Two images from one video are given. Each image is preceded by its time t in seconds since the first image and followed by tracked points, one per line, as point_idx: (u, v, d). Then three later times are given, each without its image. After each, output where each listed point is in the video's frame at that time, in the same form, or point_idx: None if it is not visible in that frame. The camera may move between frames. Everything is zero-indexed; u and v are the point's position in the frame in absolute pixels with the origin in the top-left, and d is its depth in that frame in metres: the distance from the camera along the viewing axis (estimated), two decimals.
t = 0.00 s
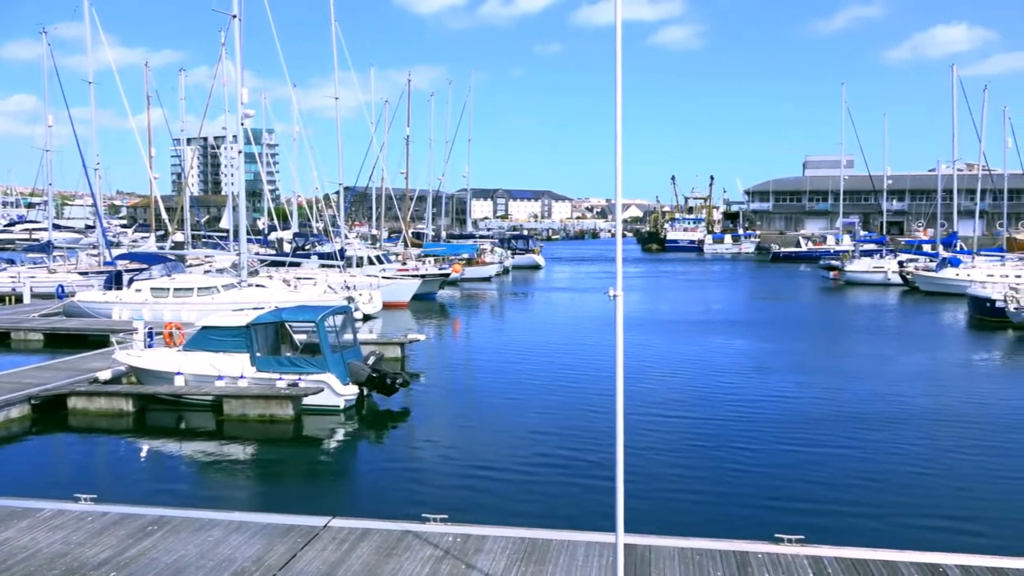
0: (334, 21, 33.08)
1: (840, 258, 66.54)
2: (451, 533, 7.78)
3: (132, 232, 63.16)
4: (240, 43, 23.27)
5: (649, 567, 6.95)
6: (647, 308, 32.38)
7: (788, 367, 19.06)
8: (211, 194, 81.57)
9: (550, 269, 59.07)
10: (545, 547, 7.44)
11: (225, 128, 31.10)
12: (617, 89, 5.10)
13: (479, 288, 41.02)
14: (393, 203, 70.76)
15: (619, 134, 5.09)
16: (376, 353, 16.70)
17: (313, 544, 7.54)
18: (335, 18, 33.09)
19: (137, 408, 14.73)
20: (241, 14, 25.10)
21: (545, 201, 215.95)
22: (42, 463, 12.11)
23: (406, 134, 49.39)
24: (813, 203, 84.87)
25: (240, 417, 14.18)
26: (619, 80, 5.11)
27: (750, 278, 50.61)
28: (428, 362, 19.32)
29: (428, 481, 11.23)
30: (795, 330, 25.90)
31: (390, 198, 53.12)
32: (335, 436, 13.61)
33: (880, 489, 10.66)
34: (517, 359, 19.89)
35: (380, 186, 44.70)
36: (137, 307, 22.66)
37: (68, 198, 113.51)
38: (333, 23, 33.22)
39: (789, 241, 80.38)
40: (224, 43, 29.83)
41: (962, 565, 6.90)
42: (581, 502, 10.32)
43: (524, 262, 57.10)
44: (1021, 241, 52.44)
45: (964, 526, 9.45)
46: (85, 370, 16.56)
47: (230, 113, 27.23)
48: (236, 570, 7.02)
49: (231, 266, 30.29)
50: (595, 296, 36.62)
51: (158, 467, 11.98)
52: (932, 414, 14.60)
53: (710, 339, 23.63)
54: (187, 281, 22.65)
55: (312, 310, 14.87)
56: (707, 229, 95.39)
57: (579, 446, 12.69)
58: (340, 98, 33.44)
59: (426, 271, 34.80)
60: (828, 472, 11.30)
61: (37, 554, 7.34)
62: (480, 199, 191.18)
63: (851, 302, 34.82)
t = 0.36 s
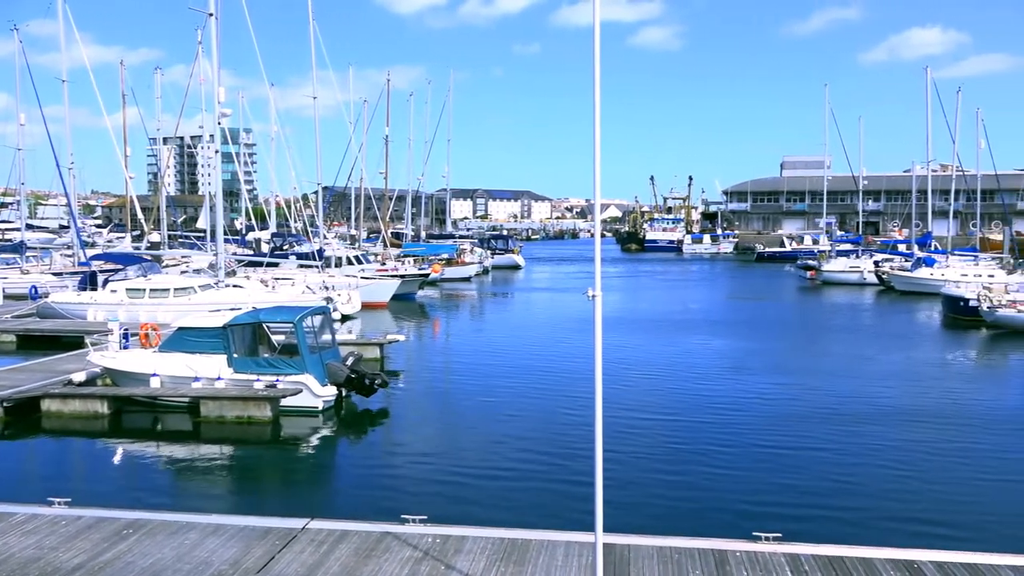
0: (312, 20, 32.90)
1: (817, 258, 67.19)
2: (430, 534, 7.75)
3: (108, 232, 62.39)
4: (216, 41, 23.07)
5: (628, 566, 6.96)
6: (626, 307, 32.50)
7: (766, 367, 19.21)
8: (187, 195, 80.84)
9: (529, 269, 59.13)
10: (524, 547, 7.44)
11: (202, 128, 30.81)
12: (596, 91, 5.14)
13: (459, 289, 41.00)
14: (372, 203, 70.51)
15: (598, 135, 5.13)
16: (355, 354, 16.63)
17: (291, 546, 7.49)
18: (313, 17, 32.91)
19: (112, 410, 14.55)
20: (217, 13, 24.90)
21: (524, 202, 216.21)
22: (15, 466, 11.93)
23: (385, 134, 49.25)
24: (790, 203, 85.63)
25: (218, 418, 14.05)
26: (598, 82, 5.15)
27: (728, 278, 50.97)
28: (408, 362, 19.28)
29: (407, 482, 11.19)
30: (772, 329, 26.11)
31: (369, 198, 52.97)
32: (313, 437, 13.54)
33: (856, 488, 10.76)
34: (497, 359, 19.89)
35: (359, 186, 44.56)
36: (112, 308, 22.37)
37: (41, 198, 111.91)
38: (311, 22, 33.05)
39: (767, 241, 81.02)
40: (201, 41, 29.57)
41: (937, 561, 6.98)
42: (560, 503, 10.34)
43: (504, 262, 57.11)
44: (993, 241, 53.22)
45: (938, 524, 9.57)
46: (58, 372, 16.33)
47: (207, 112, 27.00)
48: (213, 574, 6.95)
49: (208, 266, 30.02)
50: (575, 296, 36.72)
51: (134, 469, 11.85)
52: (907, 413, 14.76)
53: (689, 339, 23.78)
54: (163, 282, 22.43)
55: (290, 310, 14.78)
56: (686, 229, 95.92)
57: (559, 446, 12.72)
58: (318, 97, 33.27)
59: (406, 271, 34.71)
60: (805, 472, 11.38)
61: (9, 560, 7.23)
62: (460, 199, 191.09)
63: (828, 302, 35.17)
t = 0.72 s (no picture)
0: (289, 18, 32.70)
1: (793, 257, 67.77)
2: (410, 535, 7.73)
3: (82, 232, 61.56)
4: (192, 40, 22.86)
5: (607, 565, 6.99)
6: (605, 307, 32.59)
7: (744, 366, 19.34)
8: (163, 194, 80.00)
9: (508, 269, 59.13)
10: (503, 546, 7.44)
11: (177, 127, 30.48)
12: (574, 90, 5.15)
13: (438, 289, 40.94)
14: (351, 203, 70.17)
15: (576, 134, 5.14)
16: (333, 354, 16.55)
17: (269, 549, 7.43)
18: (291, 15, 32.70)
19: (87, 412, 14.37)
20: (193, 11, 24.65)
21: (503, 201, 216.25)
22: None
23: (364, 134, 49.05)
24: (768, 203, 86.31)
25: (194, 420, 13.92)
26: (576, 81, 5.15)
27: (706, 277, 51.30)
28: (387, 363, 19.21)
29: (387, 484, 11.15)
30: (750, 328, 26.30)
31: (347, 197, 52.65)
32: (291, 438, 13.46)
33: (833, 487, 10.87)
34: (476, 359, 19.88)
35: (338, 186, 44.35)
36: (86, 309, 22.08)
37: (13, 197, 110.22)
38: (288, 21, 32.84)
39: (746, 240, 81.60)
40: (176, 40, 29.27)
41: (911, 557, 7.07)
42: (540, 503, 10.34)
43: (483, 262, 57.09)
44: (966, 240, 53.96)
45: (913, 522, 9.69)
46: (31, 375, 16.10)
47: (182, 111, 26.75)
48: None
49: (184, 267, 29.74)
50: (554, 296, 36.79)
51: (110, 472, 11.71)
52: (881, 411, 14.94)
53: (667, 338, 23.90)
54: (138, 282, 22.18)
55: (268, 311, 14.68)
56: (664, 229, 96.40)
57: (538, 446, 12.72)
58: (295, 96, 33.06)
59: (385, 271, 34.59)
60: (782, 471, 11.48)
61: None
62: (439, 199, 190.75)
63: (804, 301, 35.51)
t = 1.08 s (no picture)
0: (267, 17, 32.48)
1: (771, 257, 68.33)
2: (388, 535, 7.70)
3: (55, 232, 60.68)
4: (168, 37, 22.62)
5: (585, 565, 6.99)
6: (583, 307, 32.66)
7: (721, 366, 19.45)
8: (138, 194, 79.11)
9: (487, 269, 59.09)
10: (482, 547, 7.42)
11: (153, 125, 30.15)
12: (553, 89, 5.16)
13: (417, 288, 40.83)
14: (329, 203, 69.79)
15: (555, 134, 5.16)
16: (310, 355, 16.44)
17: (245, 551, 7.36)
18: (268, 13, 32.48)
19: (60, 414, 14.19)
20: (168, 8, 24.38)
21: (483, 202, 216.21)
22: None
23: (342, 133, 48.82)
24: (745, 203, 86.94)
25: (170, 421, 13.77)
26: (554, 81, 5.16)
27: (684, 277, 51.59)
28: (365, 363, 19.11)
29: (364, 484, 11.11)
30: (727, 328, 26.46)
31: (325, 197, 52.33)
32: (268, 440, 13.35)
33: (809, 486, 10.97)
34: (454, 359, 19.83)
35: (316, 186, 44.12)
36: (60, 309, 21.75)
37: None
38: (266, 19, 32.61)
39: (724, 240, 82.15)
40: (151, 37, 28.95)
41: (886, 554, 7.14)
42: (520, 504, 10.34)
43: (462, 261, 57.02)
44: (939, 240, 54.68)
45: (887, 520, 9.80)
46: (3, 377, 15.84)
47: (158, 110, 26.47)
48: None
49: (160, 267, 29.42)
50: (533, 296, 36.84)
51: (83, 475, 11.56)
52: (856, 411, 15.09)
53: (645, 338, 24.00)
54: (113, 283, 21.92)
55: (244, 311, 14.57)
56: (643, 229, 96.84)
57: (516, 447, 12.72)
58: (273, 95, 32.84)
59: (363, 271, 34.43)
60: (759, 471, 11.56)
61: None
62: (418, 199, 190.28)
63: (781, 300, 35.83)
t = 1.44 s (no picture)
0: (244, 14, 32.22)
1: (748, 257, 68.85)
2: (366, 537, 7.66)
3: (27, 231, 59.72)
4: (143, 33, 22.36)
5: (564, 564, 7.00)
6: (562, 307, 32.71)
7: (699, 366, 19.55)
8: (112, 193, 78.03)
9: (466, 269, 59.00)
10: (460, 547, 7.41)
11: (128, 123, 29.75)
12: (531, 89, 5.16)
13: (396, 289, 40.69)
14: (307, 202, 69.34)
15: (533, 134, 5.16)
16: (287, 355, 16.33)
17: (220, 554, 7.29)
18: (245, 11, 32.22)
19: (32, 415, 13.98)
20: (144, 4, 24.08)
21: (461, 202, 215.94)
22: None
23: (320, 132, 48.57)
24: (723, 204, 87.49)
25: (145, 423, 13.62)
26: (533, 81, 5.16)
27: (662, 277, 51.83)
28: (343, 364, 19.00)
29: (342, 486, 11.05)
30: (705, 328, 26.60)
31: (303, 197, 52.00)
32: (245, 441, 13.25)
33: (785, 486, 11.05)
34: (433, 360, 19.78)
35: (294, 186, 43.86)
36: (32, 309, 21.37)
37: None
38: (243, 17, 32.31)
39: (702, 241, 82.68)
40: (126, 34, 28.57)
41: (861, 552, 7.22)
42: (497, 505, 10.33)
43: (441, 262, 56.92)
44: (913, 241, 55.39)
45: (862, 519, 9.91)
46: None
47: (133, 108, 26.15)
48: None
49: (135, 266, 29.06)
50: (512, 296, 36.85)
51: (57, 476, 11.41)
52: (832, 411, 15.24)
53: (623, 338, 24.07)
54: (87, 283, 21.62)
55: (220, 312, 14.45)
56: (621, 229, 97.20)
57: (495, 448, 12.71)
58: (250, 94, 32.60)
59: (341, 271, 34.25)
60: (735, 471, 11.64)
61: None
62: (396, 198, 189.65)
63: (758, 301, 36.12)
